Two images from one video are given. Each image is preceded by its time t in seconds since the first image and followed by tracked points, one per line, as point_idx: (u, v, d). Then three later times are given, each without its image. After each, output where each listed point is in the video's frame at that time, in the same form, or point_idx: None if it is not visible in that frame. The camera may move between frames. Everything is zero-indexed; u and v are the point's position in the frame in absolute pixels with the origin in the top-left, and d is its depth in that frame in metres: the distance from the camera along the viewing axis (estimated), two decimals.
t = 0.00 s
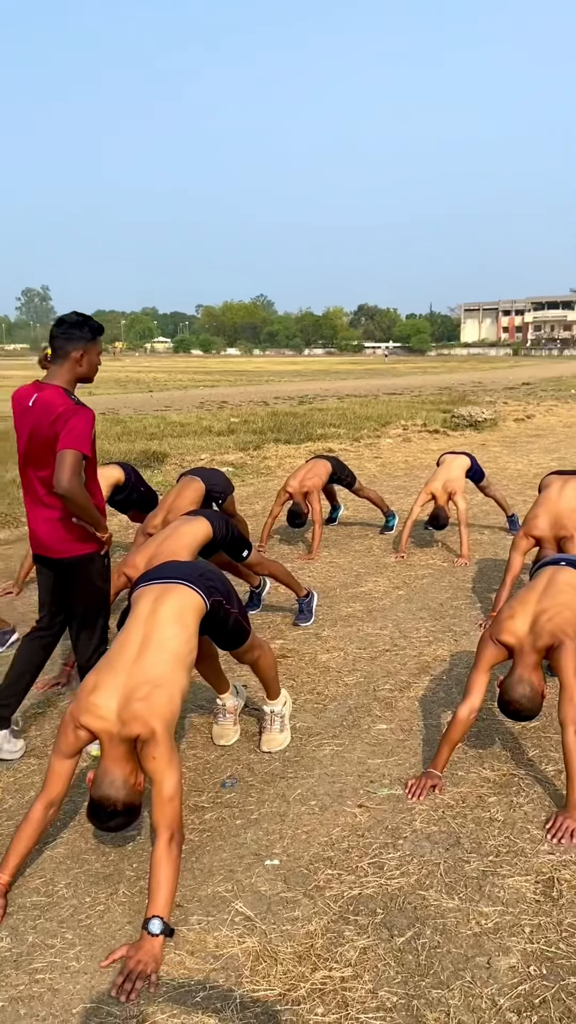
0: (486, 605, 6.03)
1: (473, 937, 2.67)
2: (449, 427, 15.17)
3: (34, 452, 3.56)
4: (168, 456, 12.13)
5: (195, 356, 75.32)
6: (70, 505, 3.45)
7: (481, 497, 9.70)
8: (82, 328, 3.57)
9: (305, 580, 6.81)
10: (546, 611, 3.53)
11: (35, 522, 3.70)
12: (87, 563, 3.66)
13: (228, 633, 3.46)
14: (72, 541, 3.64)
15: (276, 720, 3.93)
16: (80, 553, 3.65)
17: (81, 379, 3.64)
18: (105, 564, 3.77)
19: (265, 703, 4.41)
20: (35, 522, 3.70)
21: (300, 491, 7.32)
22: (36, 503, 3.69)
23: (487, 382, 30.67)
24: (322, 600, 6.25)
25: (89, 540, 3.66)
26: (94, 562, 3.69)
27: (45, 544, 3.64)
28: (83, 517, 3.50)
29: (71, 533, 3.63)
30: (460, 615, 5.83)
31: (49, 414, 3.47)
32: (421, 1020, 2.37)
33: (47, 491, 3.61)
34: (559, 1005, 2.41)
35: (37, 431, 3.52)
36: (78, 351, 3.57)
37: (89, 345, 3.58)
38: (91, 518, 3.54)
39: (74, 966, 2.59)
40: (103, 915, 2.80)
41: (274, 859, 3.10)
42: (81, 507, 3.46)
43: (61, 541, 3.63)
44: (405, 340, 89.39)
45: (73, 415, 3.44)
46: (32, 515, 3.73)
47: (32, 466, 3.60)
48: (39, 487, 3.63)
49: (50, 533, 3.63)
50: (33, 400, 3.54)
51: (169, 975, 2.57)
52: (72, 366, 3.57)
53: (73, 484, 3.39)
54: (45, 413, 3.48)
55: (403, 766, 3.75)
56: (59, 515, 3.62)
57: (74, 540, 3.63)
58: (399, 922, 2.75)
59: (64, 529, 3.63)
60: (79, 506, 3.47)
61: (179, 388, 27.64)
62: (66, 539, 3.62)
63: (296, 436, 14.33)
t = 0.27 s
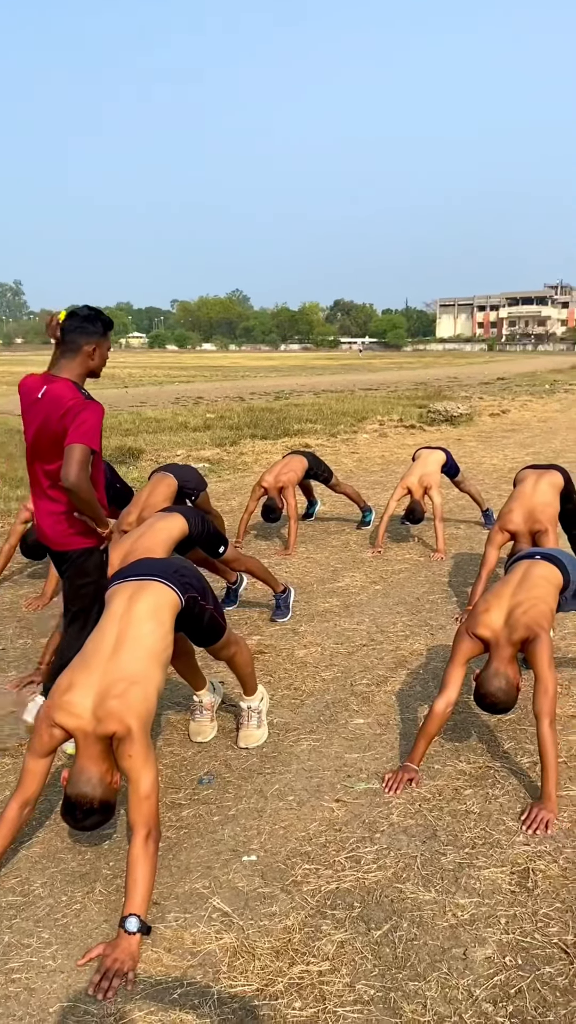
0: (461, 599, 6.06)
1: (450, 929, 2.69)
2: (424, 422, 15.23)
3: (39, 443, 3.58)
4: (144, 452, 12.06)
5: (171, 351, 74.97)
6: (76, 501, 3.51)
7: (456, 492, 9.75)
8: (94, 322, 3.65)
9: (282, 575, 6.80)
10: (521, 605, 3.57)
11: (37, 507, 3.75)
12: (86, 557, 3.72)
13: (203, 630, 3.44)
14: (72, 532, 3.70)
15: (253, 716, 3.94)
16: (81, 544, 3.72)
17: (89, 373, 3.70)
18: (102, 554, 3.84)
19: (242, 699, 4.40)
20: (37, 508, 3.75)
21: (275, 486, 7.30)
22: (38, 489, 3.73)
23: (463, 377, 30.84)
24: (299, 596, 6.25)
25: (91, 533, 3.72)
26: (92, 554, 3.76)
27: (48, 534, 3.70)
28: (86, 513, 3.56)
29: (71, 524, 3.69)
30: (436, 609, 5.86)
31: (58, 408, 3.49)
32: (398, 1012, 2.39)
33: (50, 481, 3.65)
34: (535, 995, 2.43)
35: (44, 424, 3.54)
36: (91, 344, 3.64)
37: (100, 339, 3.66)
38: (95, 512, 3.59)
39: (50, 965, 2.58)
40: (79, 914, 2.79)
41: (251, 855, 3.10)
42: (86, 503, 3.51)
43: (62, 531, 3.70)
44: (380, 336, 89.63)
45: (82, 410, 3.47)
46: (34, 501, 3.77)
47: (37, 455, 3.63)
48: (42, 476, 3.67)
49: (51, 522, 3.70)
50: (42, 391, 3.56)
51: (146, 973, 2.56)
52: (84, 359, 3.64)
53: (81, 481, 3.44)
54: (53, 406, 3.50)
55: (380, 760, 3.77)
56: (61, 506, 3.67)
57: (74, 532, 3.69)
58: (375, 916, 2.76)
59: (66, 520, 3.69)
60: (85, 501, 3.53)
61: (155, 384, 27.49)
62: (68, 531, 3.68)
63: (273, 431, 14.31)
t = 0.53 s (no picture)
0: (447, 594, 6.08)
1: (437, 923, 2.70)
2: (409, 418, 15.27)
3: (46, 436, 3.61)
4: (128, 449, 12.00)
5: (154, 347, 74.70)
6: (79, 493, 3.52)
7: (441, 487, 9.77)
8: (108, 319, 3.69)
9: (267, 571, 6.80)
10: (506, 599, 3.58)
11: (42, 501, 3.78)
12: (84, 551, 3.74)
13: (189, 627, 3.43)
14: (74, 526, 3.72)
15: (239, 713, 3.92)
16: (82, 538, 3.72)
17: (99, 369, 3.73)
18: (103, 551, 3.85)
19: (228, 695, 4.39)
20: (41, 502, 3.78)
21: (259, 482, 7.29)
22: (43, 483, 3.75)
23: (447, 373, 30.95)
24: (284, 592, 6.24)
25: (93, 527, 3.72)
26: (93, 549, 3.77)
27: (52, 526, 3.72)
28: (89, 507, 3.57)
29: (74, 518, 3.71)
30: (422, 605, 5.87)
31: (66, 401, 3.53)
32: (386, 1006, 2.39)
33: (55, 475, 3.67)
34: (522, 988, 2.44)
35: (52, 417, 3.57)
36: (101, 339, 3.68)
37: (111, 336, 3.70)
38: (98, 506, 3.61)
39: (36, 965, 2.56)
40: (66, 913, 2.77)
41: (238, 852, 3.09)
42: (88, 495, 3.52)
43: (64, 524, 3.72)
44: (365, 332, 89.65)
45: (90, 403, 3.51)
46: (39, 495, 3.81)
47: (43, 448, 3.66)
48: (47, 470, 3.69)
49: (54, 515, 3.72)
50: (53, 385, 3.60)
51: (133, 971, 2.55)
52: (93, 354, 3.67)
53: (85, 472, 3.45)
54: (62, 399, 3.54)
55: (366, 756, 3.77)
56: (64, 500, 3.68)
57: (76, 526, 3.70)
58: (363, 911, 2.76)
59: (69, 513, 3.70)
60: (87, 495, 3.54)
61: (139, 380, 27.38)
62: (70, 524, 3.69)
63: (257, 427, 14.29)
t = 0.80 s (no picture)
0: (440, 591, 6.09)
1: (434, 919, 2.71)
2: (401, 415, 15.27)
3: (71, 434, 3.75)
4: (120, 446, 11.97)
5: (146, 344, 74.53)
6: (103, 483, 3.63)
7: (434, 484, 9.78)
8: (124, 319, 3.86)
9: (261, 568, 6.79)
10: (501, 596, 3.59)
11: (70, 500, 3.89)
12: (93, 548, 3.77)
13: (184, 625, 3.42)
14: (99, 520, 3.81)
15: (234, 710, 3.92)
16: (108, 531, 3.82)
17: (116, 368, 3.88)
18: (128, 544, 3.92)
19: (223, 692, 4.39)
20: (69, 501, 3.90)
21: (251, 479, 7.28)
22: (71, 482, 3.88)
23: (439, 369, 30.94)
24: (278, 589, 6.24)
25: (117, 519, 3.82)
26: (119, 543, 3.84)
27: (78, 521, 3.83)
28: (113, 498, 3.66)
29: (100, 513, 3.81)
30: (415, 601, 5.88)
31: (87, 397, 3.67)
32: (383, 1003, 2.40)
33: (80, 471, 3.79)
34: (519, 983, 2.45)
35: (75, 414, 3.72)
36: (118, 337, 3.83)
37: (127, 335, 3.85)
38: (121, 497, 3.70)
39: (33, 963, 2.56)
40: (63, 911, 2.77)
41: (234, 849, 3.09)
42: (112, 487, 3.63)
43: (91, 519, 3.81)
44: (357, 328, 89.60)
45: (109, 396, 3.64)
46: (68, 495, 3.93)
47: (69, 446, 3.79)
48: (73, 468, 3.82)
49: (81, 511, 3.82)
50: (74, 385, 3.76)
51: (130, 969, 2.55)
52: (111, 352, 3.81)
53: (107, 462, 3.56)
54: (83, 395, 3.69)
55: (361, 753, 3.78)
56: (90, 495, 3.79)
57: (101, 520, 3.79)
58: (359, 907, 2.77)
59: (94, 507, 3.81)
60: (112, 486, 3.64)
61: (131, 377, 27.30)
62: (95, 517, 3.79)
63: (250, 425, 14.27)
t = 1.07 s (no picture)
0: (440, 589, 6.09)
1: (436, 916, 2.71)
2: (400, 413, 15.27)
3: (102, 420, 3.93)
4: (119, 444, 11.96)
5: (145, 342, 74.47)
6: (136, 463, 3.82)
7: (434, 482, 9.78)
8: (145, 308, 4.00)
9: (260, 566, 6.79)
10: (501, 594, 3.59)
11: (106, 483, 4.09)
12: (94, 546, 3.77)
13: (185, 624, 3.42)
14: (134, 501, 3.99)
15: (235, 707, 3.92)
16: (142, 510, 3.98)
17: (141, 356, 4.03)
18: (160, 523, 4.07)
19: (223, 690, 4.39)
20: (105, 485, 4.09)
21: (251, 476, 7.27)
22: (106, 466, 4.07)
23: (438, 367, 30.93)
24: (278, 587, 6.24)
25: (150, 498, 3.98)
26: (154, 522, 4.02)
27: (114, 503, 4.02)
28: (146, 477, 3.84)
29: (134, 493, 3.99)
30: (415, 599, 5.88)
31: (114, 383, 3.83)
32: (385, 1000, 2.40)
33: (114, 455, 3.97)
34: (521, 981, 2.46)
35: (104, 401, 3.89)
36: (140, 327, 3.98)
37: (151, 323, 4.00)
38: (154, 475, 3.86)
39: (35, 961, 2.56)
40: (64, 909, 2.77)
41: (236, 846, 3.10)
42: (145, 465, 3.79)
43: (126, 501, 4.00)
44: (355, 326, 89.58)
45: (135, 378, 3.79)
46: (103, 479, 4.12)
47: (101, 432, 3.98)
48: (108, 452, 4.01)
49: (116, 493, 4.01)
50: (101, 372, 3.94)
51: (132, 967, 2.55)
52: (136, 340, 3.96)
53: (138, 441, 3.72)
54: (111, 382, 3.85)
55: (362, 750, 3.78)
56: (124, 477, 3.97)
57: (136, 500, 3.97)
58: (361, 905, 2.77)
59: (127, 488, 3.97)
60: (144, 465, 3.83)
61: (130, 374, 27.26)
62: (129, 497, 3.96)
63: (249, 422, 14.27)
